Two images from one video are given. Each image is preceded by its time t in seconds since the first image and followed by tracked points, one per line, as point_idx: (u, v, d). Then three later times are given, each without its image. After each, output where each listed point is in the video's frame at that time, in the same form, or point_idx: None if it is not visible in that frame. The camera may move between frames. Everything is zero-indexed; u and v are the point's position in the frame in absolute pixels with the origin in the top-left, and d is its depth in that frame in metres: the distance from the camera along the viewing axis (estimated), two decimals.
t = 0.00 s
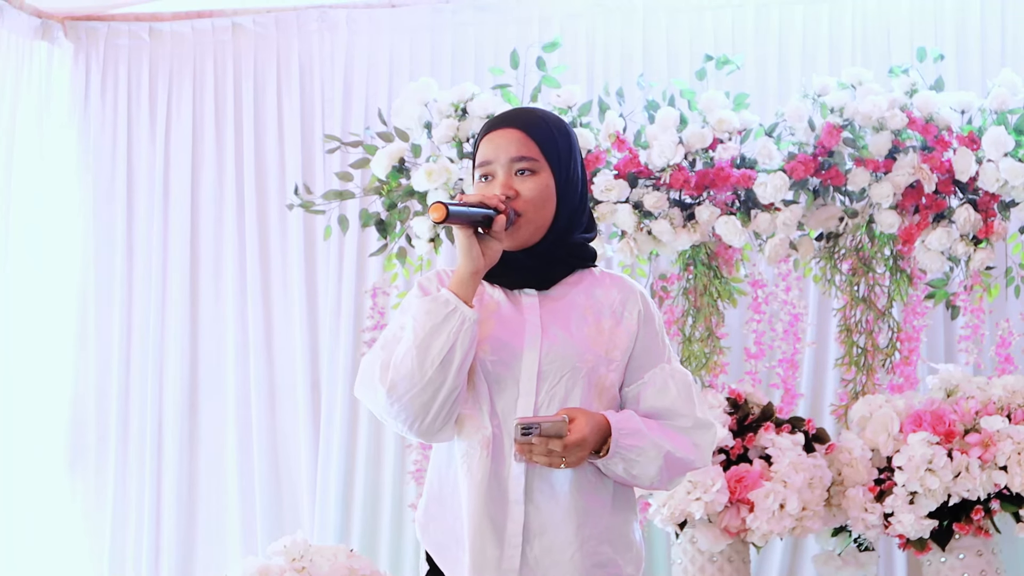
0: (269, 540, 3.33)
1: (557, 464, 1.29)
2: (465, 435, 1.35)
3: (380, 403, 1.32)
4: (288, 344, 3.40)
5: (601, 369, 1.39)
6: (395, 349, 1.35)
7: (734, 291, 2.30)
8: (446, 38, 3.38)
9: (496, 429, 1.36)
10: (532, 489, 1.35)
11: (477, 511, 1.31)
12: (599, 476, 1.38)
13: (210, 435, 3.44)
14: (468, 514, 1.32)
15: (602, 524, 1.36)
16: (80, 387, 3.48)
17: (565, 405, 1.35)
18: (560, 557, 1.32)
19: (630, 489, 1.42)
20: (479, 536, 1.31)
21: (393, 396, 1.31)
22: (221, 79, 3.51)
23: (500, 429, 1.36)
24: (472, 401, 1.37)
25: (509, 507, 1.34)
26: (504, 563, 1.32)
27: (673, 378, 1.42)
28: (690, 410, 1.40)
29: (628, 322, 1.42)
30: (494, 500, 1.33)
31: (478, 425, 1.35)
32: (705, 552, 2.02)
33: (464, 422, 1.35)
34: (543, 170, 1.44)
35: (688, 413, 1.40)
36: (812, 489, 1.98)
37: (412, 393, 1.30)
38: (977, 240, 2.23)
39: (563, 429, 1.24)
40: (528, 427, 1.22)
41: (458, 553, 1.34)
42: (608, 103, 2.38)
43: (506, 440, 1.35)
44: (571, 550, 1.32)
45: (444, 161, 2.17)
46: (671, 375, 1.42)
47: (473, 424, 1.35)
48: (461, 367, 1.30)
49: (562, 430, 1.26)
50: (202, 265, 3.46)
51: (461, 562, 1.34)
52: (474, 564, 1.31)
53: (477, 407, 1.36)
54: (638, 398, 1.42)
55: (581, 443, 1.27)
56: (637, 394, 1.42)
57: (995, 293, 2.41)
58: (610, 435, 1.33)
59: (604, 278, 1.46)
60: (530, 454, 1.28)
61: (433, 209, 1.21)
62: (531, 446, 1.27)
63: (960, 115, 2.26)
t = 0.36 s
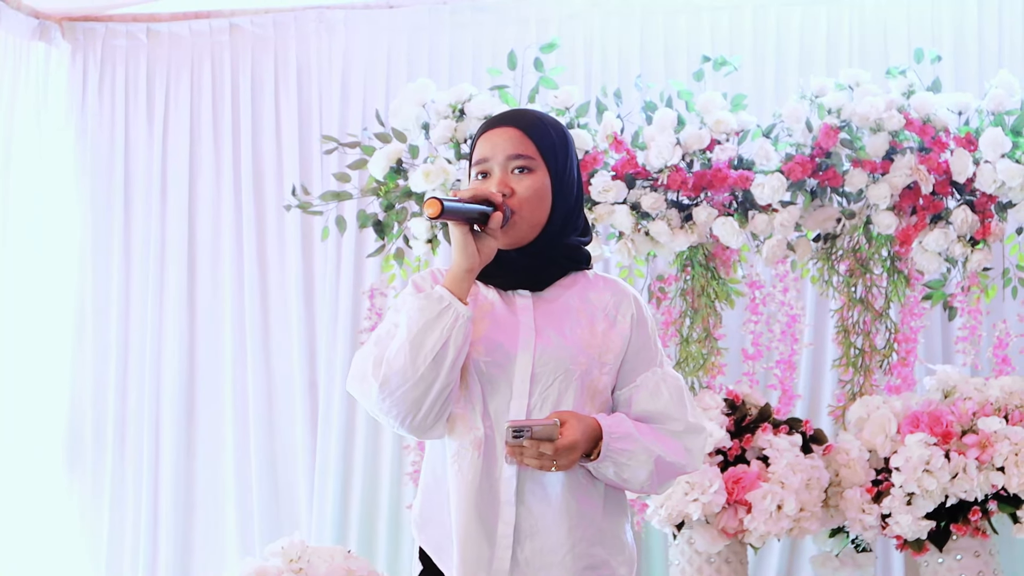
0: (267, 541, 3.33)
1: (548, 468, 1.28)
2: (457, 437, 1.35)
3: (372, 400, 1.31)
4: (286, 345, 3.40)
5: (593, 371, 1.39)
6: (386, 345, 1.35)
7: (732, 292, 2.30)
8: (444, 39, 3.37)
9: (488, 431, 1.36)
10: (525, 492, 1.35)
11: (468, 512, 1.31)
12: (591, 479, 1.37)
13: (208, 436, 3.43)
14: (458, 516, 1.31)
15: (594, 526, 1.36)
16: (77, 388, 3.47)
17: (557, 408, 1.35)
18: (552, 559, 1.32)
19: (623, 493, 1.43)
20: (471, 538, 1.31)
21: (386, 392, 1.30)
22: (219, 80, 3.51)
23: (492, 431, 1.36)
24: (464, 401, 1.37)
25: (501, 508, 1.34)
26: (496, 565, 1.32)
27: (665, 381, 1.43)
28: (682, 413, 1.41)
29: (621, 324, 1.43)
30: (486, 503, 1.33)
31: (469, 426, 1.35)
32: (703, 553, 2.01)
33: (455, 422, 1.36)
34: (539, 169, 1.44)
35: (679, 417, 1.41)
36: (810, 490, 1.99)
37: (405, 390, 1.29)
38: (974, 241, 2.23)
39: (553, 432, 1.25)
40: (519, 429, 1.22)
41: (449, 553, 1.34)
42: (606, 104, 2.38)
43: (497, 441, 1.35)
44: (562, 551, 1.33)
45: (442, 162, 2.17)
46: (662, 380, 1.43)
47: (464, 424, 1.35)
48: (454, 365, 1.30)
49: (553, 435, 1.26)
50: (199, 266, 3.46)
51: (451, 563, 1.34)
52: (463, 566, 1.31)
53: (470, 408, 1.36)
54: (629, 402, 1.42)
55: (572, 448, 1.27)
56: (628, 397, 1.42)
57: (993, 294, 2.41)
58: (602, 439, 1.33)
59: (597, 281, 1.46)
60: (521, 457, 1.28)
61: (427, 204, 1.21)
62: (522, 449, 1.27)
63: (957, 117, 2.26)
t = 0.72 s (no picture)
0: (262, 542, 3.32)
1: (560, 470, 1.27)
2: (461, 435, 1.33)
3: (382, 388, 1.30)
4: (281, 346, 3.40)
5: (591, 372, 1.39)
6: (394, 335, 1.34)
7: (728, 293, 2.30)
8: (439, 40, 3.37)
9: (492, 430, 1.35)
10: (529, 491, 1.35)
11: (472, 511, 1.30)
12: (588, 479, 1.38)
13: (203, 437, 3.43)
14: (463, 514, 1.31)
15: (595, 524, 1.38)
16: (71, 389, 3.46)
17: (562, 408, 1.36)
18: (556, 558, 1.33)
19: (618, 491, 1.44)
20: (475, 537, 1.30)
21: (396, 378, 1.29)
22: (214, 80, 3.50)
23: (497, 430, 1.35)
24: (468, 399, 1.35)
25: (505, 508, 1.33)
26: (500, 564, 1.32)
27: (658, 379, 1.43)
28: (675, 411, 1.42)
29: (615, 324, 1.44)
30: (491, 502, 1.33)
31: (475, 423, 1.33)
32: (698, 553, 2.01)
33: (460, 419, 1.33)
34: (536, 163, 1.44)
35: (673, 414, 1.41)
36: (805, 491, 1.98)
37: (416, 375, 1.28)
38: (968, 242, 2.22)
39: (571, 431, 1.25)
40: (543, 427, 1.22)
41: (451, 553, 1.33)
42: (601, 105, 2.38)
43: (504, 442, 1.35)
44: (566, 551, 1.34)
45: (437, 162, 2.17)
46: (656, 378, 1.44)
47: (469, 423, 1.33)
48: (464, 351, 1.30)
49: (569, 435, 1.26)
50: (193, 266, 3.45)
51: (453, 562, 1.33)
52: (467, 565, 1.30)
53: (475, 405, 1.34)
54: (623, 401, 1.43)
55: (586, 449, 1.28)
56: (622, 396, 1.43)
57: (987, 295, 2.42)
58: (608, 436, 1.34)
59: (588, 281, 1.47)
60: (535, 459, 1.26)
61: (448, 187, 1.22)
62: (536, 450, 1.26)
63: (952, 118, 2.26)
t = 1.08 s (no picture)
0: (258, 543, 3.32)
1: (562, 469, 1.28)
2: (465, 434, 1.32)
3: (387, 383, 1.29)
4: (278, 346, 3.40)
5: (590, 375, 1.39)
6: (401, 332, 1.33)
7: (724, 294, 2.30)
8: (436, 41, 3.37)
9: (493, 431, 1.35)
10: (528, 492, 1.35)
11: (473, 510, 1.30)
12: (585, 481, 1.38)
13: (199, 437, 3.43)
14: (463, 513, 1.30)
15: (594, 525, 1.38)
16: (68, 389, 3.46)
17: (562, 410, 1.36)
18: (554, 558, 1.34)
19: (613, 493, 1.44)
20: (475, 537, 1.30)
21: (401, 373, 1.28)
22: (211, 80, 3.50)
23: (498, 431, 1.35)
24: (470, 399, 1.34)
25: (504, 508, 1.33)
26: (499, 563, 1.31)
27: (654, 382, 1.43)
28: (671, 413, 1.42)
29: (611, 327, 1.44)
30: (491, 502, 1.33)
31: (479, 423, 1.33)
32: (694, 554, 2.01)
33: (464, 418, 1.33)
34: (533, 162, 1.45)
35: (669, 416, 1.41)
36: (801, 491, 1.98)
37: (421, 370, 1.27)
38: (965, 243, 2.24)
39: (578, 433, 1.25)
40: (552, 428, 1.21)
41: (448, 553, 1.33)
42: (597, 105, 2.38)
43: (505, 443, 1.35)
44: (565, 551, 1.34)
45: (434, 162, 2.17)
46: (651, 380, 1.44)
47: (472, 422, 1.32)
48: (471, 347, 1.29)
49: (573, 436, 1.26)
50: (189, 266, 3.45)
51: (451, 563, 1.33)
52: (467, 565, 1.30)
53: (478, 405, 1.34)
54: (618, 404, 1.43)
55: (588, 449, 1.28)
56: (618, 399, 1.43)
57: (983, 296, 2.42)
58: (608, 438, 1.34)
59: (584, 284, 1.47)
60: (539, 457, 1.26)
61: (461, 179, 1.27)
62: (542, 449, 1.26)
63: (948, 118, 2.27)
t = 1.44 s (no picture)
0: (257, 542, 3.32)
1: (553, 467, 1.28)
2: (457, 428, 1.32)
3: (372, 376, 1.30)
4: (276, 345, 3.40)
5: (587, 372, 1.40)
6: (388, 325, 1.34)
7: (722, 294, 2.30)
8: (435, 41, 3.37)
9: (487, 425, 1.35)
10: (523, 487, 1.35)
11: (465, 504, 1.30)
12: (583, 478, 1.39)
13: (198, 437, 3.43)
14: (456, 507, 1.30)
15: (588, 523, 1.38)
16: (66, 388, 3.46)
17: (556, 406, 1.36)
18: (548, 555, 1.33)
19: (611, 491, 1.44)
20: (467, 531, 1.30)
21: (385, 365, 1.28)
22: (210, 79, 3.49)
23: (492, 426, 1.35)
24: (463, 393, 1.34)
25: (498, 503, 1.33)
26: (491, 559, 1.31)
27: (655, 382, 1.44)
28: (671, 413, 1.42)
29: (612, 324, 1.44)
30: (484, 498, 1.33)
31: (471, 417, 1.33)
32: (692, 554, 2.01)
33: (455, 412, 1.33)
34: (529, 161, 1.45)
35: (669, 416, 1.42)
36: (800, 492, 1.99)
37: (405, 361, 1.28)
38: (963, 244, 2.24)
39: (568, 431, 1.25)
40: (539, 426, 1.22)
41: (442, 547, 1.33)
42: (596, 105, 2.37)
43: (499, 438, 1.35)
44: (558, 548, 1.34)
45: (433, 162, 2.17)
46: (652, 379, 1.44)
47: (465, 417, 1.33)
48: (455, 337, 1.29)
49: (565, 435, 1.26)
50: (187, 265, 3.44)
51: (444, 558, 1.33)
52: (459, 560, 1.30)
53: (471, 400, 1.34)
54: (619, 402, 1.44)
55: (582, 449, 1.28)
56: (618, 397, 1.44)
57: (982, 297, 2.42)
58: (602, 436, 1.34)
59: (585, 282, 1.47)
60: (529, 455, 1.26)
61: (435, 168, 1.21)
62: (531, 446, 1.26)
63: (947, 120, 2.27)
